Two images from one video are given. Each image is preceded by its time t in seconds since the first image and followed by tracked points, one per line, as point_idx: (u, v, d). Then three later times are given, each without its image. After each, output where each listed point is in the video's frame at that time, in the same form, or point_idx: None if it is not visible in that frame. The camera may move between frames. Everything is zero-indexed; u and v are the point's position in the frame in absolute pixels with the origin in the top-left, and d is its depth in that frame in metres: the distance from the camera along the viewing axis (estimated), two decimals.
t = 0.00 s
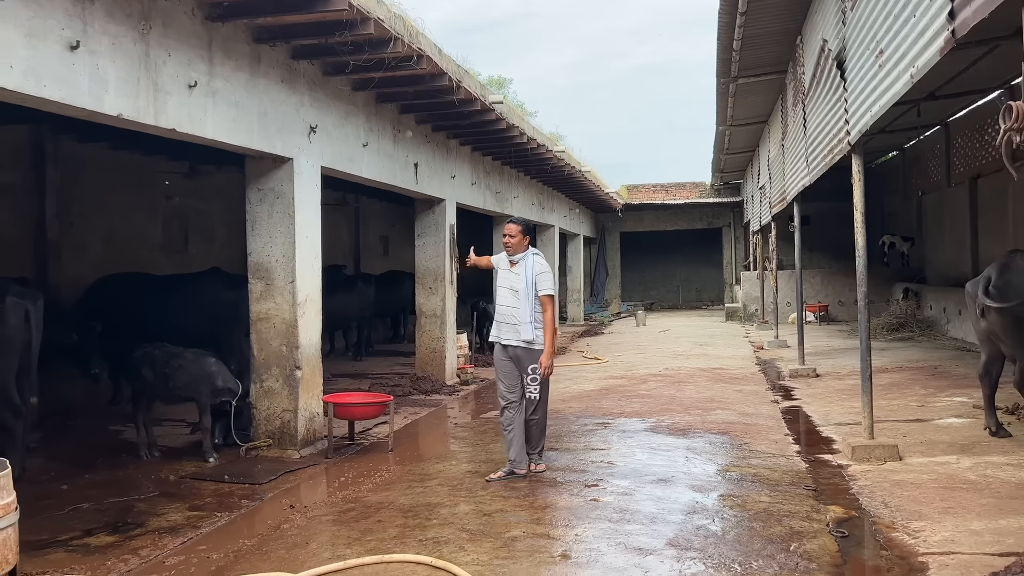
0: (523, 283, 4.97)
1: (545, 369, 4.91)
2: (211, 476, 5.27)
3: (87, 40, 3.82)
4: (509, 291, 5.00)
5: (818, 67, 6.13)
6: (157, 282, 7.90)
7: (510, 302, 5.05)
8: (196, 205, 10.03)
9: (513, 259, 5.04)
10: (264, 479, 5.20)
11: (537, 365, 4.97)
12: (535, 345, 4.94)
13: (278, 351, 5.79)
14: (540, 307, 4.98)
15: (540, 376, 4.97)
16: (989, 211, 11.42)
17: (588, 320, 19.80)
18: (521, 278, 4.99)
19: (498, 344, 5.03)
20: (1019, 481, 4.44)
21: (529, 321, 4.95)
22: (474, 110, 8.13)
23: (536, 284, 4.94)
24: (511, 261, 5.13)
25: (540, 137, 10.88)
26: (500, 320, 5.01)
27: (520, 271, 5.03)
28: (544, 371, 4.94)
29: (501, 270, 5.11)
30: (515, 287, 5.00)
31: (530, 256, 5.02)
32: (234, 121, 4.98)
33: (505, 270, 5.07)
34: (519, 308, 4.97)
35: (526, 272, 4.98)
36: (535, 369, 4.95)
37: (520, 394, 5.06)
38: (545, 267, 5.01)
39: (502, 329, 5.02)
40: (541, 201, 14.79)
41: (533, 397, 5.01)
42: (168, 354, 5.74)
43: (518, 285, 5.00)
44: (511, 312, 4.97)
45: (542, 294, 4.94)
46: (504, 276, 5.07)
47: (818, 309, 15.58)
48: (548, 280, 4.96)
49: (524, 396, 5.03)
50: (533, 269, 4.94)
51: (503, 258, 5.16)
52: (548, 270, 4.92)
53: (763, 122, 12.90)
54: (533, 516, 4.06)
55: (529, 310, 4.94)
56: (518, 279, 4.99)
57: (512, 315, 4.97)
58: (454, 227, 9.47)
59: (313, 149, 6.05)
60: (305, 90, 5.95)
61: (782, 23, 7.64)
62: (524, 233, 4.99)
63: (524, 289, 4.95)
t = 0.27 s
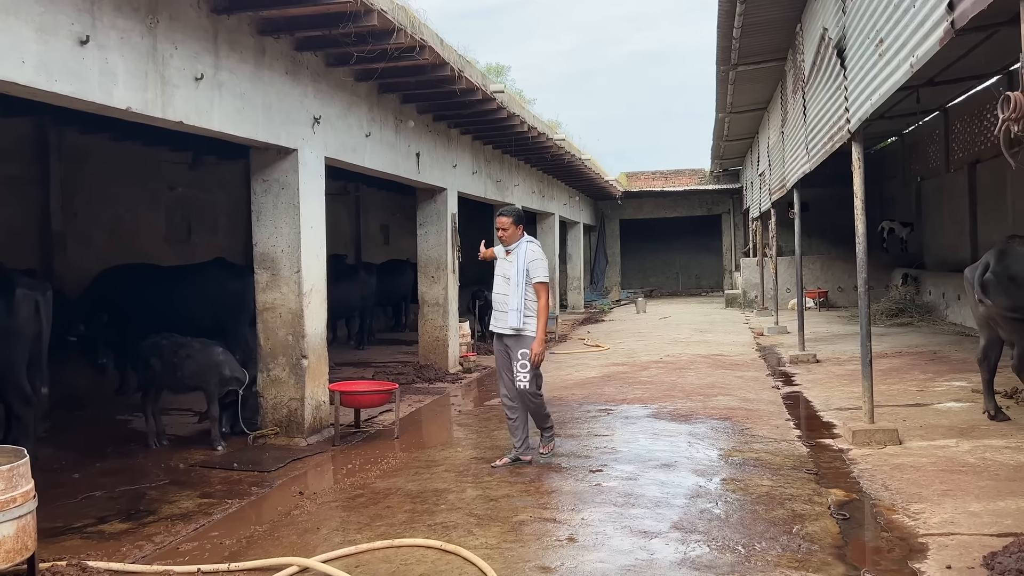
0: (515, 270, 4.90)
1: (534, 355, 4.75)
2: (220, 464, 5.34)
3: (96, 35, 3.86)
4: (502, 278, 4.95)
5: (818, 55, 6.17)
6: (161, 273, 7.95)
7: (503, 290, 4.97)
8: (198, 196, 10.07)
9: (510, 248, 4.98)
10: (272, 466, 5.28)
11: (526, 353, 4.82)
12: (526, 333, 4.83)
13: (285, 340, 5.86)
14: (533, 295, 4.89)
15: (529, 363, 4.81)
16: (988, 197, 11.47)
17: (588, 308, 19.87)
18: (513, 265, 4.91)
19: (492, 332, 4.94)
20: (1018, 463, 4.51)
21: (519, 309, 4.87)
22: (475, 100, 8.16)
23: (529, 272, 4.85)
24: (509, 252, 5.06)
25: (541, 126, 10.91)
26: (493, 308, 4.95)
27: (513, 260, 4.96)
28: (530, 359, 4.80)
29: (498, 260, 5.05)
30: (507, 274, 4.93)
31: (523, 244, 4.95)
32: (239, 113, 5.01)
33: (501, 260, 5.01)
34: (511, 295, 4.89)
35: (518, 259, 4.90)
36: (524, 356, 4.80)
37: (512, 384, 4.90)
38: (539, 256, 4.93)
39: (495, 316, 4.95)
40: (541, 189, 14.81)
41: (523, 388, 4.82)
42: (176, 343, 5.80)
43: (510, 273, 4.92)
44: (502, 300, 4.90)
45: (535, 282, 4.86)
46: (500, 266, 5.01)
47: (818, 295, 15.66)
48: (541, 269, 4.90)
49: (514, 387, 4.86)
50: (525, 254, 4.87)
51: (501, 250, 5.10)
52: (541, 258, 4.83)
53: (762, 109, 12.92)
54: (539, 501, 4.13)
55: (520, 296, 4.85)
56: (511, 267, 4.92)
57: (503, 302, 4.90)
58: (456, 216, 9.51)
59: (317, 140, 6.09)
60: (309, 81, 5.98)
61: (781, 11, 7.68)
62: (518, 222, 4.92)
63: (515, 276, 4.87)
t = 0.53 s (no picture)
0: (511, 258, 4.87)
1: (533, 346, 4.72)
2: (228, 450, 5.42)
3: (106, 27, 3.91)
4: (499, 266, 4.94)
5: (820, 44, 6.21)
6: (168, 262, 8.02)
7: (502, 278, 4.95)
8: (203, 185, 10.13)
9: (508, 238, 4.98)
10: (280, 452, 5.36)
11: (523, 343, 4.78)
12: (523, 321, 4.79)
13: (291, 328, 5.92)
14: (531, 283, 4.83)
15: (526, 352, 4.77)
16: (990, 184, 11.49)
17: (592, 296, 19.94)
18: (509, 254, 4.89)
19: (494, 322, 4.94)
20: (1015, 448, 4.57)
21: (515, 297, 4.83)
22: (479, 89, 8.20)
23: (525, 260, 4.81)
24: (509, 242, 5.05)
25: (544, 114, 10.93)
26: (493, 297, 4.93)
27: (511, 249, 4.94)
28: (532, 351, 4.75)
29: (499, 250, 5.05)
30: (504, 263, 4.91)
31: (519, 233, 4.91)
32: (246, 103, 5.07)
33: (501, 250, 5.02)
34: (508, 283, 4.86)
35: (514, 247, 4.87)
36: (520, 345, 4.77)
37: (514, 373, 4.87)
38: (535, 244, 4.84)
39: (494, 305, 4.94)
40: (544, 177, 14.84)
41: (521, 377, 4.80)
42: (184, 332, 5.87)
43: (507, 262, 4.91)
44: (500, 288, 4.88)
45: (531, 270, 4.80)
46: (500, 255, 5.00)
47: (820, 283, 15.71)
48: (538, 257, 4.81)
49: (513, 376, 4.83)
50: (519, 244, 4.82)
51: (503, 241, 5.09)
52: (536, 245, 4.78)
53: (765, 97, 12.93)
54: (544, 485, 4.20)
55: (517, 288, 4.81)
56: (507, 255, 4.90)
57: (500, 291, 4.89)
58: (460, 204, 9.56)
59: (322, 130, 6.14)
60: (314, 71, 6.03)
61: None
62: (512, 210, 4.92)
63: (511, 266, 4.84)
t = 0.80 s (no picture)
0: (507, 246, 4.93)
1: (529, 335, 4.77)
2: (236, 436, 5.50)
3: (115, 20, 3.99)
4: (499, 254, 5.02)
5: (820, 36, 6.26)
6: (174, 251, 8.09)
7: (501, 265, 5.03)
8: (208, 176, 10.20)
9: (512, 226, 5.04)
10: (287, 438, 5.45)
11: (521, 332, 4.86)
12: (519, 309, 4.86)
13: (297, 317, 6.01)
14: (527, 271, 4.88)
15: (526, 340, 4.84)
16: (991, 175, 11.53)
17: (594, 287, 20.02)
18: (507, 242, 4.95)
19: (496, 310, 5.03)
20: (1009, 434, 4.65)
21: (510, 285, 4.90)
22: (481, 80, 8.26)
23: (520, 248, 4.85)
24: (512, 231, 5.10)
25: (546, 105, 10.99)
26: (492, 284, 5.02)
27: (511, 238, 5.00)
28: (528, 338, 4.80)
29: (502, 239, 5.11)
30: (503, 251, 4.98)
31: (518, 221, 4.96)
32: (252, 94, 5.14)
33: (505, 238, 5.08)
34: (505, 271, 4.93)
35: (510, 235, 4.93)
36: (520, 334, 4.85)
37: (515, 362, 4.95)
38: (532, 232, 4.87)
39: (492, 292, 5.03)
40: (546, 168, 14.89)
41: (523, 366, 4.87)
42: (191, 320, 5.94)
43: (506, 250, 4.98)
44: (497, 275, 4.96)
45: (526, 258, 4.84)
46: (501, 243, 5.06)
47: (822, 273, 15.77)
48: (532, 245, 4.84)
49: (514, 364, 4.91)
50: (515, 233, 4.87)
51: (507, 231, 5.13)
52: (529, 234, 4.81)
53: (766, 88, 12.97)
54: (545, 470, 4.29)
55: (511, 275, 4.88)
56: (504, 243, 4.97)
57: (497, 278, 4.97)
58: (463, 195, 9.63)
59: (327, 121, 6.21)
60: (318, 63, 6.10)
61: None
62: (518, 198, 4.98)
63: (507, 254, 4.91)
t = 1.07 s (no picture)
0: (516, 236, 4.99)
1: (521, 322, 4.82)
2: (243, 424, 5.60)
3: (125, 14, 4.06)
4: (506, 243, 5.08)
5: (819, 29, 6.32)
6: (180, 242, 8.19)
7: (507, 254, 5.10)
8: (213, 167, 10.28)
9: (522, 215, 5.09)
10: (293, 425, 5.55)
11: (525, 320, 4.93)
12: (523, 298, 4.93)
13: (303, 307, 6.10)
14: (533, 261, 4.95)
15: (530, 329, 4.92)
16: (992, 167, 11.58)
17: (596, 278, 20.10)
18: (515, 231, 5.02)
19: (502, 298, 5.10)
20: (1002, 422, 4.73)
21: (514, 273, 4.97)
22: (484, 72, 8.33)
23: (528, 239, 4.92)
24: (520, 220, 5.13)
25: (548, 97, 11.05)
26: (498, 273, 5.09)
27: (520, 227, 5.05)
28: (522, 325, 4.86)
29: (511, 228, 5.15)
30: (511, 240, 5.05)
31: (529, 212, 5.02)
32: (258, 87, 5.21)
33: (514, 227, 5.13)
34: (511, 260, 5.00)
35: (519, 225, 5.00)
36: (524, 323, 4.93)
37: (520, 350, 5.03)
38: (541, 224, 4.92)
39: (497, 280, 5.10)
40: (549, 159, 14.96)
41: (528, 354, 4.95)
42: (198, 310, 6.03)
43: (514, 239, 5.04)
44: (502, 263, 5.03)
45: (533, 248, 4.91)
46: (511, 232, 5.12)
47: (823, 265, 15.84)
48: (542, 237, 4.90)
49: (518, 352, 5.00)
50: (525, 223, 4.94)
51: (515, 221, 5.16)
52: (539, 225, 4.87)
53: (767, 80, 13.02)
54: (547, 456, 4.38)
55: (516, 264, 4.95)
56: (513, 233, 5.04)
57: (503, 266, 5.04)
58: (465, 186, 9.70)
59: (331, 113, 6.29)
60: (323, 56, 6.17)
61: None
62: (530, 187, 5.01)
63: (515, 244, 4.98)
